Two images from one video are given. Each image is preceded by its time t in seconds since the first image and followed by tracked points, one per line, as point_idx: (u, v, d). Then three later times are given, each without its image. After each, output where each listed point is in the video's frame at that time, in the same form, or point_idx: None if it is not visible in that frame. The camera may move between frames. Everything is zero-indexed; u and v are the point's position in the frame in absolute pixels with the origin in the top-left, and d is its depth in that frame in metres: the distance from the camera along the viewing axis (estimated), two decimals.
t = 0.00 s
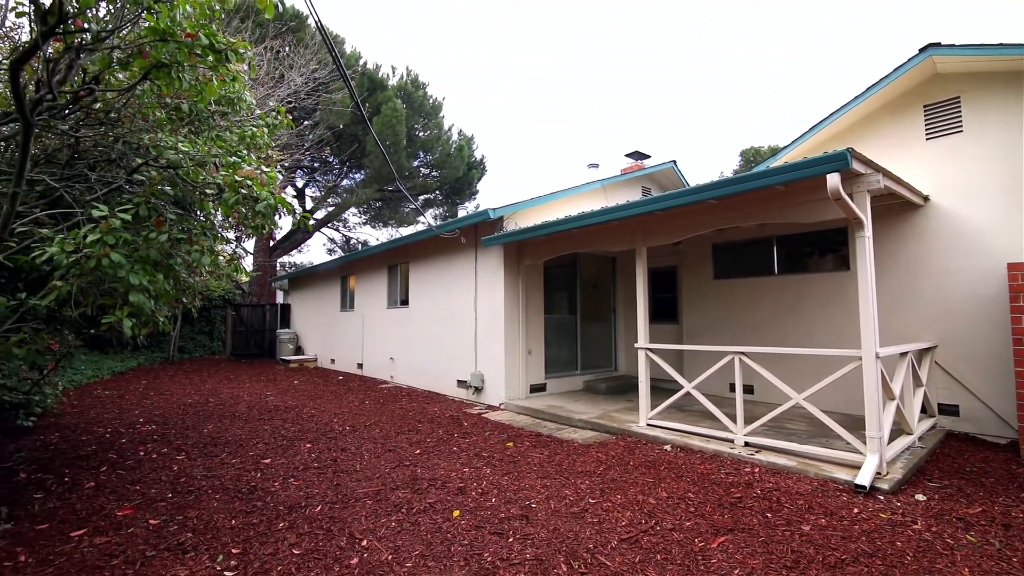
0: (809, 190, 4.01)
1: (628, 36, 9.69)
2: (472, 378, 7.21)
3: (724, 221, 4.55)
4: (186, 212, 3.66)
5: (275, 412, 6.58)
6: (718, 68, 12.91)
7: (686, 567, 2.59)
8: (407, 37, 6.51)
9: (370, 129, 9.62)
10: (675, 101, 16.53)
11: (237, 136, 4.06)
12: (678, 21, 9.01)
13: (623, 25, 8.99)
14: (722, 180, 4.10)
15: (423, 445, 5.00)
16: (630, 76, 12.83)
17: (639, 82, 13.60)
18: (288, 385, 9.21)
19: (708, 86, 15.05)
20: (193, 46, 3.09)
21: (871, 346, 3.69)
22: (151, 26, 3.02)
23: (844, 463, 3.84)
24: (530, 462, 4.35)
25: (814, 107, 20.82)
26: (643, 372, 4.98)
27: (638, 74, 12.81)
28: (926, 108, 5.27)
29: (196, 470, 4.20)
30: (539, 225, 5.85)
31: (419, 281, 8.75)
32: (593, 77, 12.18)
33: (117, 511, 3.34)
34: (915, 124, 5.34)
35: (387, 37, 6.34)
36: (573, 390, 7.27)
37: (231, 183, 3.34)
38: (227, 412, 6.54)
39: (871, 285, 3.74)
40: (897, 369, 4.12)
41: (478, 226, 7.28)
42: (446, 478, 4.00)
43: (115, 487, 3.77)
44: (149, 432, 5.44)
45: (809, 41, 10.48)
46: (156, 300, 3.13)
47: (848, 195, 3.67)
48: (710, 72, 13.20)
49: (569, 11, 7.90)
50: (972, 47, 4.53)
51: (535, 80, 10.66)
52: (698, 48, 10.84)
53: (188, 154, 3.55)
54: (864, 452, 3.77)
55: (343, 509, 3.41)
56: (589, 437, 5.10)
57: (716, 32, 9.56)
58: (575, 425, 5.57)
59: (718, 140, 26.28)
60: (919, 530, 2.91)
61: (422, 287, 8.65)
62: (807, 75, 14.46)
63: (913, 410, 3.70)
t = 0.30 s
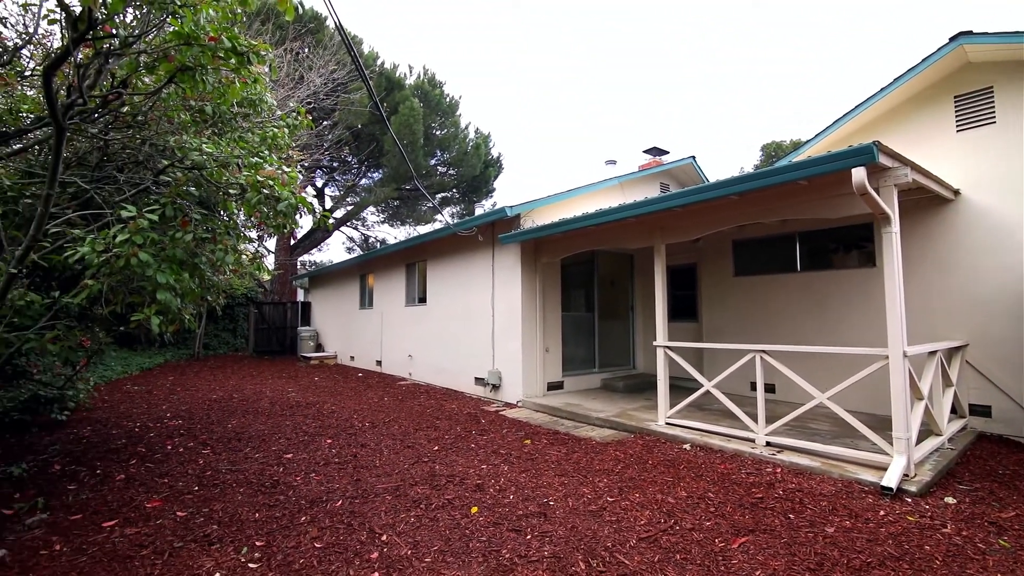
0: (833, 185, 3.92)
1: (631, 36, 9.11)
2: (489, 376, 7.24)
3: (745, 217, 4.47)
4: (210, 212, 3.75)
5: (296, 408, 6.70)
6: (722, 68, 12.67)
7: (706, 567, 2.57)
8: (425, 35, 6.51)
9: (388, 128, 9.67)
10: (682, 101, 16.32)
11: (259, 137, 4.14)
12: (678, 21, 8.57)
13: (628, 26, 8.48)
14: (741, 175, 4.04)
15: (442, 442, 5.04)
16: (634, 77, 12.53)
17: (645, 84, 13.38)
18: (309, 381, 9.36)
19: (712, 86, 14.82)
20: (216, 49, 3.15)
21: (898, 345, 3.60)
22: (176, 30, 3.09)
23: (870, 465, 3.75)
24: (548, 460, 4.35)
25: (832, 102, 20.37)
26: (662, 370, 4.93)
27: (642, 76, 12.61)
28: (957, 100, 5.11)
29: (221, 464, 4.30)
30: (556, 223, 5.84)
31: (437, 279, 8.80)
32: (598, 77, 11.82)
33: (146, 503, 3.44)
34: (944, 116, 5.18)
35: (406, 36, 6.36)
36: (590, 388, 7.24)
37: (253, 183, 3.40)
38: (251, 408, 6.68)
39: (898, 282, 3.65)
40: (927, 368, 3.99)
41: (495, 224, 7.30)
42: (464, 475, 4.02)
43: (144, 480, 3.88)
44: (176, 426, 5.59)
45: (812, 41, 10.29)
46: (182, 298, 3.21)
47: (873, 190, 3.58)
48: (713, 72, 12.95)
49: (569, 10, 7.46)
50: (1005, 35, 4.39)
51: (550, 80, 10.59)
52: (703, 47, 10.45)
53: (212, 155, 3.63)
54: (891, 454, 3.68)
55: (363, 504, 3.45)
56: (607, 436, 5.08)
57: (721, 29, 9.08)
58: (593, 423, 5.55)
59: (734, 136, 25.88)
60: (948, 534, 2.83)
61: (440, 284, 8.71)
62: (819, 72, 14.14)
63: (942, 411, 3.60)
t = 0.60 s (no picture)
0: (866, 179, 3.80)
1: (638, 37, 9.02)
2: (510, 375, 7.24)
3: (772, 214, 4.38)
4: (239, 213, 3.85)
5: (322, 404, 6.83)
6: (736, 65, 12.46)
7: (732, 570, 2.53)
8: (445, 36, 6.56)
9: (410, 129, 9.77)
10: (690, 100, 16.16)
11: (285, 139, 4.24)
12: (674, 23, 8.54)
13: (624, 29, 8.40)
14: (767, 171, 3.95)
15: (464, 440, 5.07)
16: (649, 75, 12.40)
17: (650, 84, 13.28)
18: (333, 379, 9.53)
19: (723, 84, 14.63)
20: (243, 54, 3.24)
21: (933, 345, 3.47)
22: (205, 36, 3.19)
23: (903, 469, 3.63)
24: (570, 459, 4.34)
25: (859, 94, 19.82)
26: (685, 370, 4.86)
27: (649, 76, 12.52)
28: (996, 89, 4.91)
29: (250, 459, 4.41)
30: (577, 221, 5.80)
31: (458, 278, 8.85)
32: (613, 76, 11.70)
33: (179, 495, 3.56)
34: (982, 106, 4.99)
35: (427, 37, 6.42)
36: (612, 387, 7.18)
37: (280, 184, 3.47)
38: (277, 404, 6.84)
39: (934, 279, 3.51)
40: (965, 369, 3.84)
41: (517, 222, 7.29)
42: (485, 473, 4.04)
43: (177, 473, 4.02)
44: (206, 422, 5.76)
45: (822, 38, 10.13)
46: (212, 297, 3.30)
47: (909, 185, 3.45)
48: (724, 70, 12.75)
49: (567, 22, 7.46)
50: None
51: (568, 78, 10.57)
52: (705, 47, 10.29)
53: (239, 157, 3.72)
54: (926, 458, 3.54)
55: (386, 500, 3.50)
56: (630, 435, 5.03)
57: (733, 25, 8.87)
58: (615, 423, 5.51)
59: (758, 131, 25.37)
60: (989, 541, 2.72)
61: (461, 283, 8.77)
62: (836, 67, 13.80)
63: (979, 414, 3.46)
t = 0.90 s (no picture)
0: (896, 173, 3.69)
1: (655, 33, 8.91)
2: (529, 372, 7.25)
3: (797, 209, 4.27)
4: (263, 212, 3.92)
5: (344, 401, 6.94)
6: (757, 59, 12.24)
7: (755, 572, 2.49)
8: (463, 35, 6.60)
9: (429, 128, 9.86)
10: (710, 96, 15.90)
11: (307, 140, 4.32)
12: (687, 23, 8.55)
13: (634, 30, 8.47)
14: (792, 165, 3.87)
15: (484, 437, 5.10)
16: (668, 70, 12.26)
17: (668, 80, 13.13)
18: (355, 375, 9.67)
19: (744, 78, 14.39)
20: (267, 57, 3.28)
21: (967, 344, 3.35)
22: (231, 40, 3.24)
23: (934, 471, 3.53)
24: (590, 457, 4.32)
25: (888, 85, 19.23)
26: (707, 369, 4.79)
27: (666, 72, 12.37)
28: None
29: (275, 453, 4.51)
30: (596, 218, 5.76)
31: (476, 275, 8.91)
32: (631, 72, 11.61)
33: (207, 488, 3.66)
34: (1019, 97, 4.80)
35: (445, 37, 6.47)
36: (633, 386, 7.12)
37: (303, 184, 3.52)
38: (301, 400, 6.97)
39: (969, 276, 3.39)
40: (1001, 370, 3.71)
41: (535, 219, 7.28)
42: (505, 470, 4.05)
43: (205, 466, 4.13)
44: (233, 417, 5.90)
45: (846, 30, 9.89)
46: (238, 295, 3.37)
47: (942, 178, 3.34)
48: (745, 64, 12.53)
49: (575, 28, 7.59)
50: None
51: (587, 76, 10.53)
52: (728, 42, 10.15)
53: (264, 158, 3.81)
54: (959, 461, 3.43)
55: (407, 496, 3.54)
56: (650, 434, 4.99)
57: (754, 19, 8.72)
58: (635, 422, 5.47)
59: (781, 125, 24.82)
60: None
61: (479, 281, 8.82)
62: (861, 59, 13.41)
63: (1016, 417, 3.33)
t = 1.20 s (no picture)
0: (928, 167, 3.58)
1: (677, 29, 8.80)
2: (550, 370, 7.23)
3: (822, 205, 4.18)
4: (288, 212, 3.99)
5: (366, 397, 7.04)
6: (782, 52, 11.97)
7: (781, 575, 2.44)
8: (482, 34, 6.62)
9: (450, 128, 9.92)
10: (733, 91, 15.60)
11: (330, 140, 4.39)
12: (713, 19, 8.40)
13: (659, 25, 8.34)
14: (819, 160, 3.78)
15: (504, 435, 5.11)
16: (690, 66, 12.09)
17: (689, 76, 12.95)
18: (377, 372, 9.80)
19: (768, 72, 14.09)
20: (291, 59, 3.34)
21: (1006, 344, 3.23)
22: (257, 44, 3.30)
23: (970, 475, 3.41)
24: (611, 456, 4.30)
25: (920, 76, 18.58)
26: (731, 368, 4.71)
27: (687, 68, 12.20)
28: None
29: (300, 448, 4.61)
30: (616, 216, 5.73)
31: (496, 274, 8.93)
32: (652, 68, 11.48)
33: (235, 481, 3.76)
34: None
35: (465, 36, 6.49)
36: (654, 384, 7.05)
37: (326, 183, 3.58)
38: (325, 396, 7.10)
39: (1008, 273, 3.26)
40: None
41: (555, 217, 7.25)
42: (525, 468, 4.06)
43: (233, 460, 4.24)
44: (260, 412, 6.04)
45: (875, 20, 9.60)
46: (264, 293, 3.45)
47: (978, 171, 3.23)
48: (769, 57, 12.27)
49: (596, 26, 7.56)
50: None
51: (607, 72, 10.45)
52: (752, 35, 9.95)
53: (289, 159, 3.89)
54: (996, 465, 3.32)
55: (429, 492, 3.58)
56: (672, 434, 4.93)
57: (778, 11, 8.51)
58: (656, 421, 5.41)
59: (807, 119, 24.24)
60: None
61: (499, 279, 8.85)
62: (891, 49, 12.99)
63: None
